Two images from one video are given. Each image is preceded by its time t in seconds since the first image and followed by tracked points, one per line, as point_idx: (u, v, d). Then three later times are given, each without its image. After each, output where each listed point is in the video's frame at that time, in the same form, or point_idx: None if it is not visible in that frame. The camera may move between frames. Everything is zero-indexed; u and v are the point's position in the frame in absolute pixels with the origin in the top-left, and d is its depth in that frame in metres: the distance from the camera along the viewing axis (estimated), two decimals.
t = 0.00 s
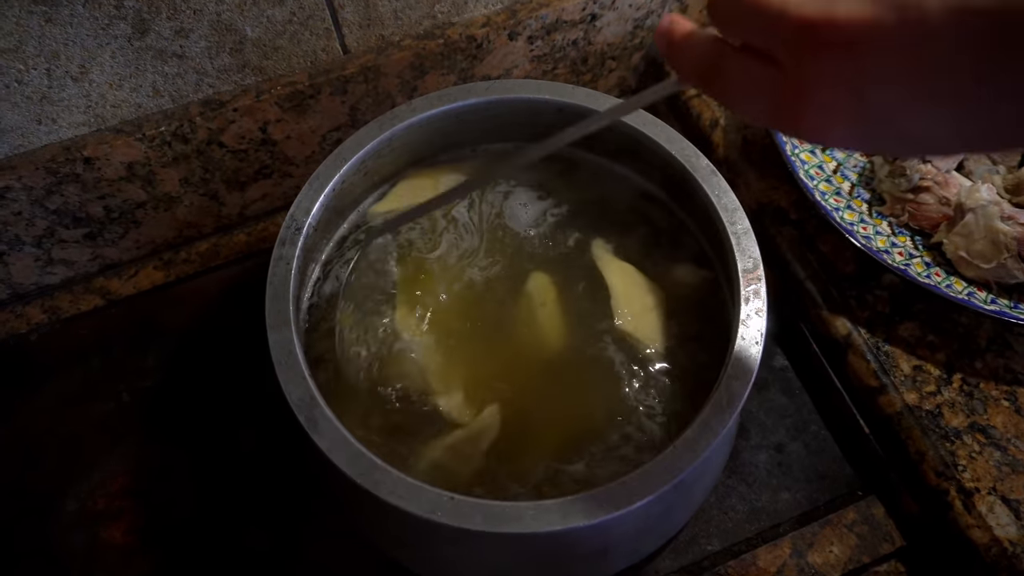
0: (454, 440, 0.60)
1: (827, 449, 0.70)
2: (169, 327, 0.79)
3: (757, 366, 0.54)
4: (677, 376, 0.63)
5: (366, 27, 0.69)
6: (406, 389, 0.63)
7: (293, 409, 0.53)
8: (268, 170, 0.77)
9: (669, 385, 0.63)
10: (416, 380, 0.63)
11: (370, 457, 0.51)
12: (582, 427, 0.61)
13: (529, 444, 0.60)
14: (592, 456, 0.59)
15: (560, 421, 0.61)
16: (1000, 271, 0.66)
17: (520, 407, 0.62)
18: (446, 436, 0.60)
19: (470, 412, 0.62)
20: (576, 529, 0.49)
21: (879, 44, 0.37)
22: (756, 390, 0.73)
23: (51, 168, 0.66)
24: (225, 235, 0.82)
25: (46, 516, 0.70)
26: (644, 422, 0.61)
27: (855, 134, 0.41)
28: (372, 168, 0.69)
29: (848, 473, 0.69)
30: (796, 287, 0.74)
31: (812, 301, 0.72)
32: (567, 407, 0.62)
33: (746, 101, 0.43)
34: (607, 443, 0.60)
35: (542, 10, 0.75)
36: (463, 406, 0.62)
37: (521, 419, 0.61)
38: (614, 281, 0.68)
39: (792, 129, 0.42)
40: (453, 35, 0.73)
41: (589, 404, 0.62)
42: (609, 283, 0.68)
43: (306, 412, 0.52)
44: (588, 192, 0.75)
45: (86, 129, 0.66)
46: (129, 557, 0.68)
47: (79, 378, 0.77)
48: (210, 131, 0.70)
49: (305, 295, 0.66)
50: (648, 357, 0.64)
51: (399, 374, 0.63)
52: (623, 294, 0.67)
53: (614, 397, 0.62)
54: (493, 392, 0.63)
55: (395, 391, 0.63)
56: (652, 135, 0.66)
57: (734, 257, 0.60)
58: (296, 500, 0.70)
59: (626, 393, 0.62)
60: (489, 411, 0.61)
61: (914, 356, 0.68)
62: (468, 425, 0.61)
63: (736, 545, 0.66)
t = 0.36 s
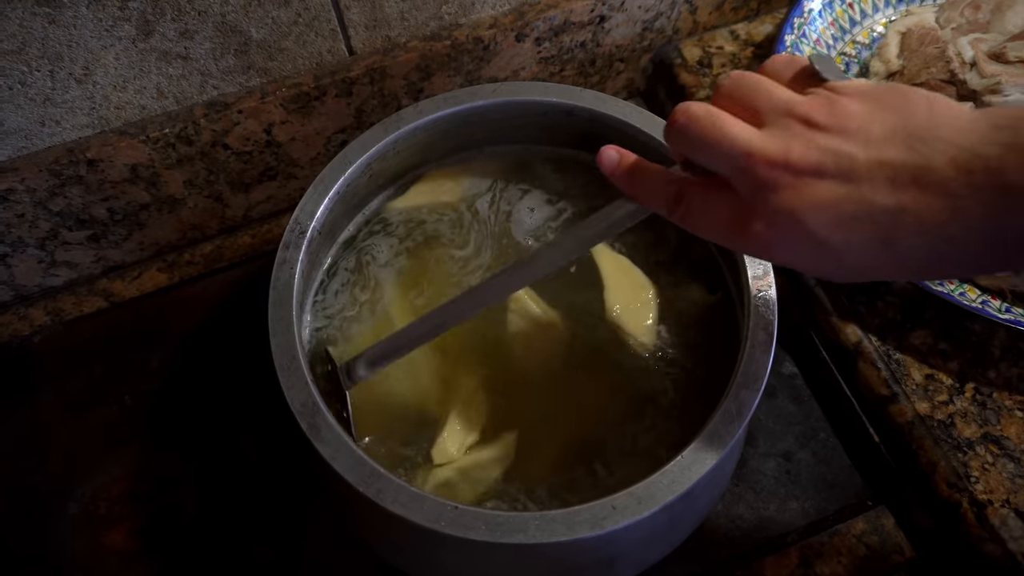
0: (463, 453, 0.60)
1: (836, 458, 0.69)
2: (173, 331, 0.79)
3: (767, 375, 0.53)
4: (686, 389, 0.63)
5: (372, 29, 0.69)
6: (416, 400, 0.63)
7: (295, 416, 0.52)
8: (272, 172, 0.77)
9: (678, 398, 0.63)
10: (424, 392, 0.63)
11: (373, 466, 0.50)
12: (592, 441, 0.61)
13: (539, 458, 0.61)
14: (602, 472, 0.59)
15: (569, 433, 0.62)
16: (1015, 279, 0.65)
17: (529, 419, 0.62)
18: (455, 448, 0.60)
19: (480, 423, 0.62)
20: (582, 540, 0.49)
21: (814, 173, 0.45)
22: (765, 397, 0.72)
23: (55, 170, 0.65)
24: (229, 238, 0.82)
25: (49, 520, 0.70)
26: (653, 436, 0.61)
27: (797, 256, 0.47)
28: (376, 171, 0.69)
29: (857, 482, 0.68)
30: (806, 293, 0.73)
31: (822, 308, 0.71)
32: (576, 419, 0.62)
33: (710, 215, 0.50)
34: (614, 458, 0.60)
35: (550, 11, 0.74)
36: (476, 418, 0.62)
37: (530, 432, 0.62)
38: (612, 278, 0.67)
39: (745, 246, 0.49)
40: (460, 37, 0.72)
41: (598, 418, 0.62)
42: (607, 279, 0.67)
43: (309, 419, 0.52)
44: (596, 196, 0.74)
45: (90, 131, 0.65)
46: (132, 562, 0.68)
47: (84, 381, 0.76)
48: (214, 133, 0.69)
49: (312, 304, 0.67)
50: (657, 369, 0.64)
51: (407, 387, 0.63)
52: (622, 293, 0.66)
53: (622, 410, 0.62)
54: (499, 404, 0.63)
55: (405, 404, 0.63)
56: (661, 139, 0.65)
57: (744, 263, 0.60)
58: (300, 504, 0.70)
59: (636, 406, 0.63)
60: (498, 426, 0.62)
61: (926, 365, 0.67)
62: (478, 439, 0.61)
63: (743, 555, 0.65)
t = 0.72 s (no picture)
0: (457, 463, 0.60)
1: (837, 466, 0.69)
2: (169, 334, 0.78)
3: (767, 385, 0.53)
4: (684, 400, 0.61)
5: (370, 30, 0.68)
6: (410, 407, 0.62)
7: (289, 424, 0.52)
8: (270, 174, 0.76)
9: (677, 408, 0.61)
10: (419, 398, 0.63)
11: (367, 475, 0.50)
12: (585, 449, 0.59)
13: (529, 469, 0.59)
14: (597, 479, 0.58)
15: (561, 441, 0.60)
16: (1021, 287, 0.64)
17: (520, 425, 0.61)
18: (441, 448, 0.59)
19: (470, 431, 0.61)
20: (579, 553, 0.48)
21: (707, 162, 0.44)
22: (766, 404, 0.72)
23: (51, 172, 0.65)
24: (227, 239, 0.81)
25: (44, 523, 0.69)
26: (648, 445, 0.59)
27: (702, 232, 0.47)
28: (374, 174, 0.68)
29: (858, 490, 0.68)
30: (808, 299, 0.72)
31: (824, 314, 0.70)
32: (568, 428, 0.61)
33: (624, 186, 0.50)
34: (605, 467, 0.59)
35: (551, 13, 0.73)
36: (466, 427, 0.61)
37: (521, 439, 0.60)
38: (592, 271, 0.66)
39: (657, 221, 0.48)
40: (460, 39, 0.72)
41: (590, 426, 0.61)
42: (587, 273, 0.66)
43: (303, 427, 0.51)
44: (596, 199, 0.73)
45: (86, 133, 0.65)
46: (128, 567, 0.67)
47: (81, 381, 0.76)
48: (211, 135, 0.69)
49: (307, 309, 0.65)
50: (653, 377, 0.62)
51: (402, 395, 0.63)
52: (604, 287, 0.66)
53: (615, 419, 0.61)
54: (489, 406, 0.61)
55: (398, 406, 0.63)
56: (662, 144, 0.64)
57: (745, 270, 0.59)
58: (296, 507, 0.70)
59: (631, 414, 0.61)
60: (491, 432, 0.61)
61: (930, 373, 0.66)
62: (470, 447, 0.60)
63: (742, 564, 0.64)
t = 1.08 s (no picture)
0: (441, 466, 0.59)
1: (832, 471, 0.68)
2: (164, 334, 0.78)
3: (761, 390, 0.52)
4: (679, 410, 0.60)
5: (367, 29, 0.68)
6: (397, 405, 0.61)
7: (280, 425, 0.51)
8: (266, 172, 0.76)
9: (670, 415, 0.60)
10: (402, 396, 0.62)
11: (358, 477, 0.49)
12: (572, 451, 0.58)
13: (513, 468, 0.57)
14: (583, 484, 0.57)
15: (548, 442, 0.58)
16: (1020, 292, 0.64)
17: (509, 423, 0.59)
18: (421, 442, 0.59)
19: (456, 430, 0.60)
20: (570, 557, 0.48)
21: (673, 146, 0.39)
22: (761, 407, 0.71)
23: (45, 169, 0.65)
24: (223, 238, 0.80)
25: (37, 521, 0.69)
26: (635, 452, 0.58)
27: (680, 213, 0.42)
28: (370, 174, 0.68)
29: (855, 496, 0.67)
30: (806, 303, 0.72)
31: (822, 318, 0.70)
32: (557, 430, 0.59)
33: (621, 151, 0.45)
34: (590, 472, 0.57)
35: (549, 13, 0.73)
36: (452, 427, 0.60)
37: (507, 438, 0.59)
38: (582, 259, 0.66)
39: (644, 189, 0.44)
40: (457, 38, 0.71)
41: (578, 430, 0.59)
42: (575, 261, 0.66)
43: (294, 428, 0.51)
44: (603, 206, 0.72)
45: (81, 130, 0.65)
46: (119, 566, 0.67)
47: (71, 381, 0.76)
48: (207, 133, 0.68)
49: (299, 305, 0.65)
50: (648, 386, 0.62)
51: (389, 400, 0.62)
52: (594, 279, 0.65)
53: (607, 425, 0.60)
54: (477, 403, 0.60)
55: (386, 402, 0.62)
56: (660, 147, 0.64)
57: (741, 274, 0.59)
58: (290, 508, 0.69)
59: (622, 421, 0.60)
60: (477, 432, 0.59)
61: (928, 378, 0.66)
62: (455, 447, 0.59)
63: (736, 568, 0.64)
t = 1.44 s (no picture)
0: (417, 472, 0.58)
1: (827, 471, 0.68)
2: (158, 330, 0.77)
3: (755, 389, 0.52)
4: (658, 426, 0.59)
5: (362, 25, 0.67)
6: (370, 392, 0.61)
7: (271, 422, 0.51)
8: (260, 169, 0.76)
9: (659, 421, 0.59)
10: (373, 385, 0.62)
11: (349, 475, 0.49)
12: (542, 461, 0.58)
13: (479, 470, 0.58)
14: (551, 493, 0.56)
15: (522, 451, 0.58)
16: (1015, 292, 0.64)
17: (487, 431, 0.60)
18: (379, 429, 0.59)
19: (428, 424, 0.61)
20: (561, 556, 0.47)
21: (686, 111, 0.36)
22: (756, 407, 0.70)
23: (37, 165, 0.64)
24: (217, 235, 0.80)
25: (28, 518, 0.69)
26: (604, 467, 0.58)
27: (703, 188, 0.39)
28: (364, 171, 0.67)
29: (849, 496, 0.66)
30: (801, 302, 0.71)
31: (817, 318, 0.69)
32: (529, 440, 0.59)
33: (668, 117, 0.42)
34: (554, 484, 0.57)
35: (545, 10, 0.72)
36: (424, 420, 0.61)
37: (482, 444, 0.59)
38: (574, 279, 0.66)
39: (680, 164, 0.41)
40: (452, 35, 0.71)
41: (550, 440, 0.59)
42: (563, 279, 0.67)
43: (285, 425, 0.51)
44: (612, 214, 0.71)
45: (73, 126, 0.64)
46: (111, 564, 0.67)
47: (65, 378, 0.75)
48: (200, 129, 0.68)
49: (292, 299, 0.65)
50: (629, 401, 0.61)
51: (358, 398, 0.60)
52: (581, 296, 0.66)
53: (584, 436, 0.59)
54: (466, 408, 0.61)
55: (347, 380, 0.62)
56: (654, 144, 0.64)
57: (736, 273, 0.59)
58: (283, 505, 0.69)
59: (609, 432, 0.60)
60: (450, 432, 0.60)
61: (922, 378, 0.66)
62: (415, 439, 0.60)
63: (730, 568, 0.63)
